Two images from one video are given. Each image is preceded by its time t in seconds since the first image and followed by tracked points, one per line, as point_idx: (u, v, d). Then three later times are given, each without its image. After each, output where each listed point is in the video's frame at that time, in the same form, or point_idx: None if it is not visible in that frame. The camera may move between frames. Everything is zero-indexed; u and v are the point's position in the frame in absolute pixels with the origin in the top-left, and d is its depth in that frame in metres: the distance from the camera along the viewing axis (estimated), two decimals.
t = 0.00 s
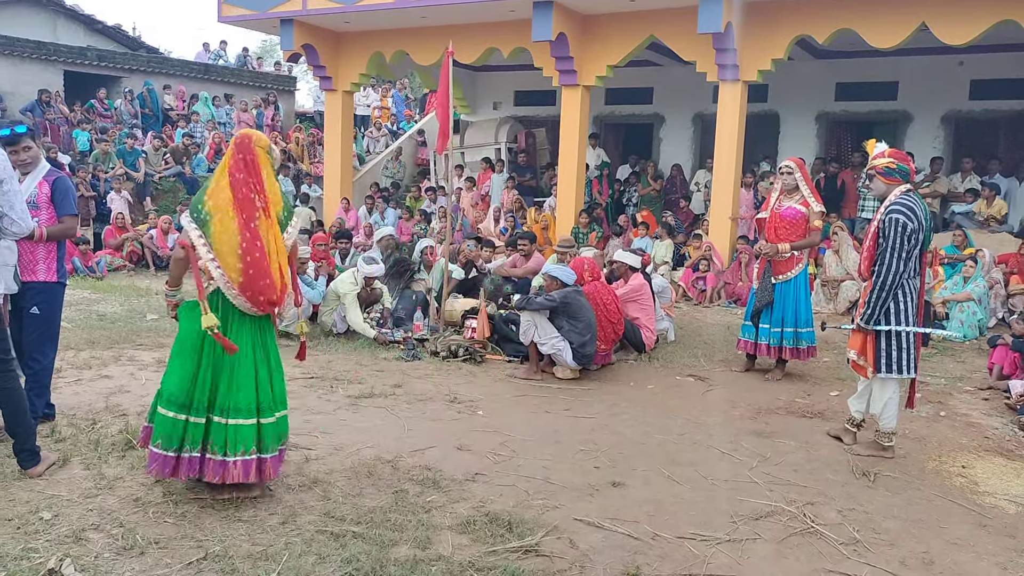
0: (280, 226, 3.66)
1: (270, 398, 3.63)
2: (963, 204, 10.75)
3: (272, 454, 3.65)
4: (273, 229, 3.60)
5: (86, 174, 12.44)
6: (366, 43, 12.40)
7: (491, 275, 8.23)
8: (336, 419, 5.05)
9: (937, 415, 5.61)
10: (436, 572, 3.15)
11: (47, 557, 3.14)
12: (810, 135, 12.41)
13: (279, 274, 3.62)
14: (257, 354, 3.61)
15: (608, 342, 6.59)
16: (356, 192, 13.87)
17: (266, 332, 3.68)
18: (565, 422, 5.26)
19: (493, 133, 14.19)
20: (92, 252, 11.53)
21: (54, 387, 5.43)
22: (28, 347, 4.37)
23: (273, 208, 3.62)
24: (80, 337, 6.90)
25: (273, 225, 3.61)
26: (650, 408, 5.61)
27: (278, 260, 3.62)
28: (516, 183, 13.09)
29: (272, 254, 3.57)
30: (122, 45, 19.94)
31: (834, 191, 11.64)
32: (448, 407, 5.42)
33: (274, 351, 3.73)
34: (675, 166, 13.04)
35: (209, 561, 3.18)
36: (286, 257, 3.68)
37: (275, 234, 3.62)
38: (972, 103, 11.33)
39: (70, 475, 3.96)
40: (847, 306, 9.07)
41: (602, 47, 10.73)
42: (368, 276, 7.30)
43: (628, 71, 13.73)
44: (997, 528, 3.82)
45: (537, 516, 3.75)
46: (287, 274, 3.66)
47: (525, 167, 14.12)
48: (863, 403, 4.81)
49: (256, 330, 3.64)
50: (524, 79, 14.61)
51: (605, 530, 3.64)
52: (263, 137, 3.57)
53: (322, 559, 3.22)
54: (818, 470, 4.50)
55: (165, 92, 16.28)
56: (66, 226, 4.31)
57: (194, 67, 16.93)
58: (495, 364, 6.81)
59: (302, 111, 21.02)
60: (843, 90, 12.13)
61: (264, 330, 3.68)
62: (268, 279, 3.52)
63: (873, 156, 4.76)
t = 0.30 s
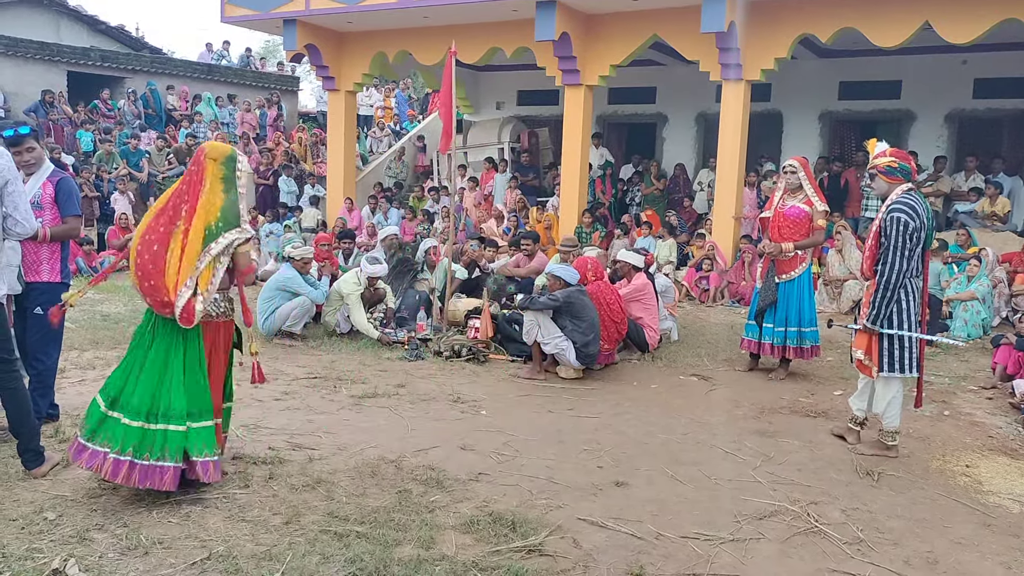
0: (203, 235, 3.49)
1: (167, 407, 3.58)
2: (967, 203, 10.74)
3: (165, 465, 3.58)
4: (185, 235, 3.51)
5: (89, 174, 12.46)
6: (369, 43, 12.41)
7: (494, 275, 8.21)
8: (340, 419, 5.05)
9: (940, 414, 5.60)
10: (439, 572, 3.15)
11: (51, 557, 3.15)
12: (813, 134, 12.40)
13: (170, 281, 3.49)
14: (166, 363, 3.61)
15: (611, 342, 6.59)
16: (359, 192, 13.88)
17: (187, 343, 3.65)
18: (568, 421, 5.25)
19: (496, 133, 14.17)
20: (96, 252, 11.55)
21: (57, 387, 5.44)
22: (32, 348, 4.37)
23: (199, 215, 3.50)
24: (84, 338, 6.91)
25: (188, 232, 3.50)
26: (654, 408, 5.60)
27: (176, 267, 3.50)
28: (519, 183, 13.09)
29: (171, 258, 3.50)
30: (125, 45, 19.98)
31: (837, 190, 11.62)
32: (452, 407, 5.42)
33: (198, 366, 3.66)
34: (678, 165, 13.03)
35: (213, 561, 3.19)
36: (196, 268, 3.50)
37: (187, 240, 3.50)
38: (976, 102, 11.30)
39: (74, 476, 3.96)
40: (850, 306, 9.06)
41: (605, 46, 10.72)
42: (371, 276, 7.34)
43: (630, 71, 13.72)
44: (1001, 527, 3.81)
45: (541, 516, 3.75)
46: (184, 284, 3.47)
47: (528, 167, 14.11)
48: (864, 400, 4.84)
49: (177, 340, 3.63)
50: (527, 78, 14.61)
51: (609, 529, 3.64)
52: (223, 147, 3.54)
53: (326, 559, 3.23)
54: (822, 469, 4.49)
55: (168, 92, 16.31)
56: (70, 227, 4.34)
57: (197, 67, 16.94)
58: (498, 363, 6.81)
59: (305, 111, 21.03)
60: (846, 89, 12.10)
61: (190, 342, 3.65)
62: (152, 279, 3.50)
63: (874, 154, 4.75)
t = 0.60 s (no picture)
0: (141, 204, 3.71)
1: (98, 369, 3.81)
2: (966, 203, 10.73)
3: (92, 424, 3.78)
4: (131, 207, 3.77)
5: (89, 174, 12.47)
6: (369, 43, 12.41)
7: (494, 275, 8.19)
8: (340, 419, 5.05)
9: (940, 414, 5.59)
10: (439, 571, 3.15)
11: (50, 557, 3.15)
12: (813, 134, 12.39)
13: (116, 250, 3.78)
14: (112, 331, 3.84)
15: (612, 342, 6.59)
16: (359, 192, 13.90)
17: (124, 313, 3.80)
18: (569, 421, 5.25)
19: (496, 133, 14.17)
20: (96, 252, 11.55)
21: (58, 387, 5.44)
22: (31, 348, 4.37)
23: (143, 185, 3.73)
24: (84, 337, 6.91)
25: (133, 204, 3.77)
26: (654, 408, 5.60)
27: (121, 237, 3.78)
28: (519, 183, 13.09)
29: (118, 229, 3.80)
30: (125, 45, 19.98)
31: (837, 190, 11.60)
32: (452, 407, 5.42)
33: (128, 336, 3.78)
34: (678, 165, 13.03)
35: (213, 561, 3.18)
36: (138, 239, 3.74)
37: (131, 212, 3.76)
38: (976, 101, 11.30)
39: (74, 476, 3.96)
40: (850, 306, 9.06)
41: (605, 46, 10.72)
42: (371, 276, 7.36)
43: (630, 70, 13.72)
44: (1001, 527, 3.81)
45: (541, 515, 3.75)
46: (122, 257, 3.76)
47: (528, 167, 14.11)
48: (862, 400, 4.85)
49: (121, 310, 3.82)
50: (527, 78, 14.61)
51: (609, 529, 3.63)
52: (178, 121, 3.74)
53: (326, 559, 3.23)
54: (822, 469, 4.49)
55: (168, 92, 16.31)
56: (69, 227, 4.33)
57: (197, 67, 16.94)
58: (498, 363, 6.81)
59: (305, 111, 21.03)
60: (847, 89, 12.10)
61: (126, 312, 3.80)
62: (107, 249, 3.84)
63: (872, 154, 4.74)
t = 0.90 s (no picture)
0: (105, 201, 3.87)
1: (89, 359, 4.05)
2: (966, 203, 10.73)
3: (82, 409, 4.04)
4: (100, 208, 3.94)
5: (89, 173, 12.48)
6: (370, 43, 12.40)
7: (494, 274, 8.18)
8: (340, 418, 5.05)
9: (940, 414, 5.60)
10: (439, 571, 3.15)
11: (50, 556, 3.15)
12: (814, 133, 12.39)
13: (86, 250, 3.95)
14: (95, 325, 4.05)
15: (612, 341, 6.59)
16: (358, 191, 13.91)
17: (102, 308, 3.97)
18: (569, 420, 5.25)
19: (496, 132, 14.17)
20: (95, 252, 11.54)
21: (57, 386, 5.44)
22: (30, 347, 4.38)
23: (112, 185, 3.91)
24: (84, 337, 6.91)
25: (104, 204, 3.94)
26: (654, 408, 5.60)
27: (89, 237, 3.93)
28: (519, 182, 13.10)
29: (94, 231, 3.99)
30: (125, 44, 19.98)
31: (837, 190, 11.60)
32: (452, 406, 5.42)
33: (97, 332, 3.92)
34: (678, 164, 13.03)
35: (212, 560, 3.18)
36: (96, 238, 3.87)
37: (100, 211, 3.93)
38: (976, 101, 11.30)
39: (74, 475, 3.96)
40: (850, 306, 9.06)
41: (606, 45, 10.72)
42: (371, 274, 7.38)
43: (631, 70, 13.71)
44: (1000, 526, 3.81)
45: (541, 515, 3.75)
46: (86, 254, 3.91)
47: (529, 166, 14.10)
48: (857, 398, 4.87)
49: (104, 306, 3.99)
50: (527, 77, 14.60)
51: (608, 528, 3.63)
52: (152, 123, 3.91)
53: (326, 558, 3.23)
54: (822, 469, 4.49)
55: (167, 91, 16.30)
56: (68, 226, 4.31)
57: (197, 66, 16.96)
58: (498, 363, 6.80)
59: (305, 111, 21.03)
60: (847, 88, 12.10)
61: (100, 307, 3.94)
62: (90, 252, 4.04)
63: (867, 154, 4.75)
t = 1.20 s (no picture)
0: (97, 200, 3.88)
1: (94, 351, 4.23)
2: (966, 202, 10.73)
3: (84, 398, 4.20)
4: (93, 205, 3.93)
5: (89, 171, 12.48)
6: (370, 42, 12.39)
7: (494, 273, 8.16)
8: (339, 417, 5.05)
9: (940, 413, 5.60)
10: (439, 571, 3.15)
11: (49, 555, 3.14)
12: (814, 133, 12.38)
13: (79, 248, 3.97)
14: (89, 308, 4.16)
15: (611, 340, 6.59)
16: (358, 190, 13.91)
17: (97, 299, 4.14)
18: (569, 420, 5.25)
19: (496, 131, 14.16)
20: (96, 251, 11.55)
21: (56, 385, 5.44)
22: (29, 346, 4.37)
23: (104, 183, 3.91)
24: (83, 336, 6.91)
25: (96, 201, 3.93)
26: (653, 407, 5.60)
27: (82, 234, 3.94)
28: (519, 181, 13.10)
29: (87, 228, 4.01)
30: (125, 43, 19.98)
31: (837, 190, 11.59)
32: (452, 406, 5.42)
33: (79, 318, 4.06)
34: (678, 164, 13.03)
35: (211, 560, 3.18)
36: (89, 235, 3.88)
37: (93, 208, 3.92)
38: (976, 101, 11.30)
39: (73, 474, 3.95)
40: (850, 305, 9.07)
41: (606, 44, 10.71)
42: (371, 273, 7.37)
43: (631, 69, 13.70)
44: (1000, 527, 3.81)
45: (541, 514, 3.75)
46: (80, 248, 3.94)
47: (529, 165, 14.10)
48: (852, 397, 4.87)
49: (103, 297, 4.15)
50: (527, 77, 14.60)
51: (608, 528, 3.63)
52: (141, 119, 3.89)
53: (325, 557, 3.22)
54: (822, 468, 4.49)
55: (168, 90, 16.30)
56: (66, 225, 4.30)
57: (197, 65, 16.96)
58: (498, 362, 6.80)
59: (306, 110, 21.04)
60: (847, 88, 12.10)
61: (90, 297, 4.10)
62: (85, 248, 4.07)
63: (863, 154, 4.76)
